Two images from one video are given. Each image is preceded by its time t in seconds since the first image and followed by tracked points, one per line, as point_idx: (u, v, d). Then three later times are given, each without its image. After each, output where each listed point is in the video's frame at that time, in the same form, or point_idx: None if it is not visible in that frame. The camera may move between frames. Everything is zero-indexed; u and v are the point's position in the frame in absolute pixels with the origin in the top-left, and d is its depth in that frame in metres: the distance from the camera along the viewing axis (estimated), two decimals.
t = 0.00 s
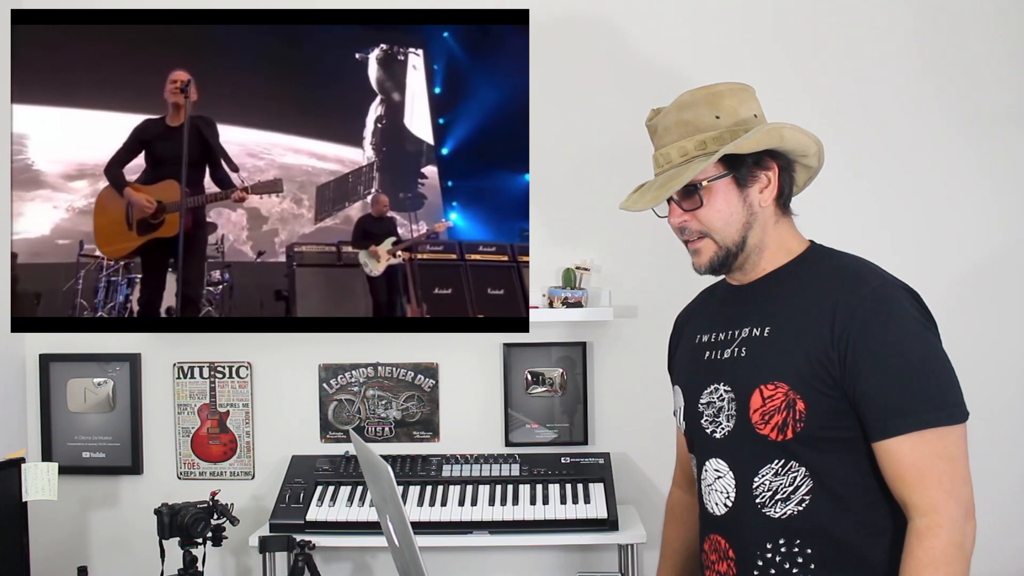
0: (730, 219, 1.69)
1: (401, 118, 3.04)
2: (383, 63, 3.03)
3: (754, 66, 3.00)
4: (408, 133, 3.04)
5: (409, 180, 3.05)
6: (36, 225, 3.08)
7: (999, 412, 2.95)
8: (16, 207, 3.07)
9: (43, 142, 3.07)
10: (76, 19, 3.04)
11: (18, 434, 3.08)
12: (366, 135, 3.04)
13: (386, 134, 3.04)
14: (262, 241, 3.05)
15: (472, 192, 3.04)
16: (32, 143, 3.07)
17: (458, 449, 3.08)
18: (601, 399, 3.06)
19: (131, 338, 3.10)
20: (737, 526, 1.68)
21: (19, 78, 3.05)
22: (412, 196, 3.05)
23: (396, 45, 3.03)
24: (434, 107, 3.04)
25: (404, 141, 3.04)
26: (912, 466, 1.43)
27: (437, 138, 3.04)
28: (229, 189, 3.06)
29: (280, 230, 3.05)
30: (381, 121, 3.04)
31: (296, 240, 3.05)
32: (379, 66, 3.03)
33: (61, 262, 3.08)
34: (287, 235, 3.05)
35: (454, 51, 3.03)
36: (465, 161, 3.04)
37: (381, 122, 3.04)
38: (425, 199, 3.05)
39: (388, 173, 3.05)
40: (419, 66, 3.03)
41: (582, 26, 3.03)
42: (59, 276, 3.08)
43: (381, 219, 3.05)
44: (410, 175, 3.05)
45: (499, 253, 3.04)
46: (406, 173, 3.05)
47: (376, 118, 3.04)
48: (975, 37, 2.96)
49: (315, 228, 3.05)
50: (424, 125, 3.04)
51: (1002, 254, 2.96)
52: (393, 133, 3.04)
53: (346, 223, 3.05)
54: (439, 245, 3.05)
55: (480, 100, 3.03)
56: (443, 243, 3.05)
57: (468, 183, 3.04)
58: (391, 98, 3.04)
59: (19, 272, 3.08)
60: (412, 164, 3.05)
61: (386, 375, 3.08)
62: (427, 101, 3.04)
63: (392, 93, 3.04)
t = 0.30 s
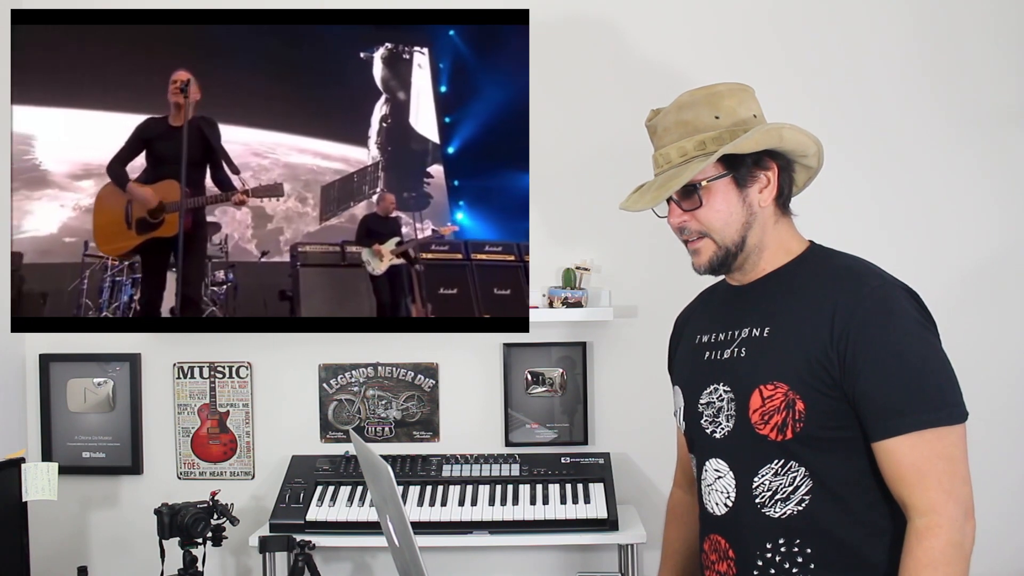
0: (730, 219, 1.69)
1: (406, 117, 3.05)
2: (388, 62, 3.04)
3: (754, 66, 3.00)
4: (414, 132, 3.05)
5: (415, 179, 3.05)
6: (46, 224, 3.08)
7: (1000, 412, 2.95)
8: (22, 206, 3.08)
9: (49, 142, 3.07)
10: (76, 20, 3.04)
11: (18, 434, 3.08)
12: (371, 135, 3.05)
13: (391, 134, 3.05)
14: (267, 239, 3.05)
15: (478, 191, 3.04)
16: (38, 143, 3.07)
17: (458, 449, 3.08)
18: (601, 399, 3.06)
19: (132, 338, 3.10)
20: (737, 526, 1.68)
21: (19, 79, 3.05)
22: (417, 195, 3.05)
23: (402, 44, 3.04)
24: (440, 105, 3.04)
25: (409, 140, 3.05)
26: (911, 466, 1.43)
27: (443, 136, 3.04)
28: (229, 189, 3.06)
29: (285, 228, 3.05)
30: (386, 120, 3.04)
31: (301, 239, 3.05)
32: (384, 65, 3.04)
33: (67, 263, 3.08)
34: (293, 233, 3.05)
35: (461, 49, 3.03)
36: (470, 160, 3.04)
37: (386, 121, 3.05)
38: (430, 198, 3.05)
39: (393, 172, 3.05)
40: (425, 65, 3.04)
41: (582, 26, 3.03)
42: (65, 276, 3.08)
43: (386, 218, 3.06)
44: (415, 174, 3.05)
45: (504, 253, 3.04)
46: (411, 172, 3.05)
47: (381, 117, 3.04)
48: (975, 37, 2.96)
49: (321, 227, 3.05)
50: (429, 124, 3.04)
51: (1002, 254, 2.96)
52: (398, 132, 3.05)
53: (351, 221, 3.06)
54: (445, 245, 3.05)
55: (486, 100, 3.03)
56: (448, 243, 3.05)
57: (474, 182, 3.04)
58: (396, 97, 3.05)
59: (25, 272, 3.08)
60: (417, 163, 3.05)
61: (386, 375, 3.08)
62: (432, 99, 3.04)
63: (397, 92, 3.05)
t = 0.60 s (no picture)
0: (729, 219, 1.69)
1: (412, 116, 3.05)
2: (393, 61, 3.04)
3: (754, 66, 3.00)
4: (419, 131, 3.05)
5: (420, 178, 3.05)
6: (54, 223, 3.08)
7: (1000, 412, 2.95)
8: (28, 206, 3.08)
9: (56, 143, 3.07)
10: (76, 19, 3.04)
11: (18, 434, 3.08)
12: (377, 134, 3.04)
13: (397, 133, 3.05)
14: (272, 238, 3.06)
15: (485, 191, 3.04)
16: (45, 144, 3.07)
17: (458, 448, 3.08)
18: (601, 399, 3.06)
19: (132, 338, 3.10)
20: (737, 526, 1.68)
21: (19, 79, 3.06)
22: (422, 194, 3.05)
23: (406, 43, 3.04)
24: (446, 104, 3.04)
25: (415, 139, 3.05)
26: (911, 466, 1.43)
27: (449, 135, 3.04)
28: (229, 189, 3.07)
29: (290, 227, 3.06)
30: (391, 119, 3.04)
31: (306, 238, 3.05)
32: (389, 64, 3.04)
33: (73, 263, 3.08)
34: (298, 232, 3.05)
35: (467, 48, 3.03)
36: (476, 159, 3.04)
37: (392, 120, 3.04)
38: (437, 198, 3.05)
39: (398, 172, 3.05)
40: (430, 63, 3.03)
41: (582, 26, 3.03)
42: (71, 276, 3.08)
43: (392, 217, 3.06)
44: (420, 174, 3.05)
45: (510, 253, 3.05)
46: (417, 171, 3.05)
47: (386, 116, 3.04)
48: (975, 37, 2.96)
49: (325, 226, 3.05)
50: (435, 123, 3.04)
51: (1002, 254, 2.96)
52: (404, 131, 3.05)
53: (357, 219, 3.06)
54: (450, 245, 3.05)
55: (493, 100, 3.03)
56: (454, 244, 3.06)
57: (480, 181, 3.04)
58: (401, 96, 3.04)
59: (31, 272, 3.08)
60: (422, 162, 3.05)
61: (386, 375, 3.08)
62: (438, 98, 3.04)
63: (403, 90, 3.04)
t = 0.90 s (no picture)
0: (729, 219, 1.69)
1: (419, 115, 3.05)
2: (400, 59, 3.04)
3: (754, 66, 3.00)
4: (427, 129, 3.05)
5: (427, 177, 3.05)
6: (63, 223, 3.08)
7: (1000, 413, 2.95)
8: (37, 205, 3.08)
9: (67, 143, 3.07)
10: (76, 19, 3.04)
11: (18, 434, 3.08)
12: (383, 134, 3.05)
13: (404, 132, 3.05)
14: (280, 236, 3.06)
15: (494, 191, 3.05)
16: (55, 145, 3.07)
17: (458, 448, 3.08)
18: (601, 399, 3.06)
19: (132, 338, 3.10)
20: (737, 527, 1.68)
21: (19, 79, 3.06)
22: (429, 193, 3.05)
23: (413, 41, 3.04)
24: (453, 103, 3.04)
25: (422, 137, 3.05)
26: (911, 468, 1.43)
27: (457, 134, 3.04)
28: (233, 189, 3.06)
29: (297, 225, 3.06)
30: (398, 118, 3.05)
31: (313, 237, 3.05)
32: (396, 63, 3.04)
33: (81, 263, 3.08)
34: (304, 230, 3.05)
35: (475, 46, 3.03)
36: (484, 158, 3.04)
37: (399, 119, 3.05)
38: (445, 197, 3.05)
39: (405, 171, 3.05)
40: (438, 61, 3.04)
41: (582, 26, 3.03)
42: (79, 276, 3.08)
43: (396, 216, 3.06)
44: (427, 173, 3.05)
45: (519, 252, 3.05)
46: (424, 170, 3.05)
47: (393, 115, 3.05)
48: (975, 37, 2.96)
49: (332, 225, 3.05)
50: (443, 122, 3.04)
51: (1002, 254, 2.96)
52: (411, 130, 3.05)
53: (364, 218, 3.06)
54: (458, 244, 3.06)
55: (499, 98, 3.03)
56: (462, 243, 3.06)
57: (488, 180, 3.04)
58: (408, 95, 3.05)
59: (40, 271, 3.08)
60: (429, 161, 3.05)
61: (386, 375, 3.08)
62: (445, 96, 3.04)
63: (410, 89, 3.05)
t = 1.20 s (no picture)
0: (730, 218, 1.69)
1: (427, 113, 3.04)
2: (407, 58, 3.04)
3: (754, 66, 3.00)
4: (435, 127, 3.05)
5: (434, 177, 3.05)
6: (74, 221, 3.08)
7: (1000, 413, 2.95)
8: (47, 204, 3.07)
9: (77, 144, 3.07)
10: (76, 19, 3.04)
11: (18, 434, 3.08)
12: (391, 132, 3.05)
13: (412, 130, 3.05)
14: (287, 234, 3.05)
15: (503, 190, 3.04)
16: (66, 145, 3.07)
17: (458, 448, 3.08)
18: (601, 400, 3.06)
19: (132, 338, 3.10)
20: (737, 528, 1.68)
21: (19, 79, 3.06)
22: (436, 192, 3.05)
23: (421, 39, 3.04)
24: (462, 101, 3.04)
25: (431, 135, 3.05)
26: (911, 468, 1.43)
27: (465, 133, 3.04)
28: (236, 188, 3.06)
29: (304, 223, 3.05)
30: (406, 117, 3.04)
31: (319, 236, 3.05)
32: (403, 61, 3.04)
33: (88, 263, 3.07)
34: (311, 228, 3.05)
35: (485, 45, 3.03)
36: (492, 157, 3.04)
37: (406, 118, 3.04)
38: (454, 196, 3.05)
39: (413, 171, 3.05)
40: (445, 59, 3.04)
41: (582, 26, 3.03)
42: (87, 275, 3.07)
43: (401, 215, 3.06)
44: (433, 172, 3.05)
45: (529, 251, 3.04)
46: (432, 169, 3.05)
47: (400, 114, 3.04)
48: (975, 37, 2.96)
49: (340, 223, 3.05)
50: (451, 120, 3.04)
51: (1001, 254, 2.96)
52: (418, 128, 3.04)
53: (371, 217, 3.05)
54: (466, 242, 3.05)
55: (508, 97, 3.03)
56: (470, 242, 3.05)
57: (497, 179, 3.04)
58: (415, 93, 3.04)
59: (49, 271, 3.08)
60: (437, 160, 3.05)
61: (386, 375, 3.08)
62: (453, 93, 3.04)
63: (417, 88, 3.04)
